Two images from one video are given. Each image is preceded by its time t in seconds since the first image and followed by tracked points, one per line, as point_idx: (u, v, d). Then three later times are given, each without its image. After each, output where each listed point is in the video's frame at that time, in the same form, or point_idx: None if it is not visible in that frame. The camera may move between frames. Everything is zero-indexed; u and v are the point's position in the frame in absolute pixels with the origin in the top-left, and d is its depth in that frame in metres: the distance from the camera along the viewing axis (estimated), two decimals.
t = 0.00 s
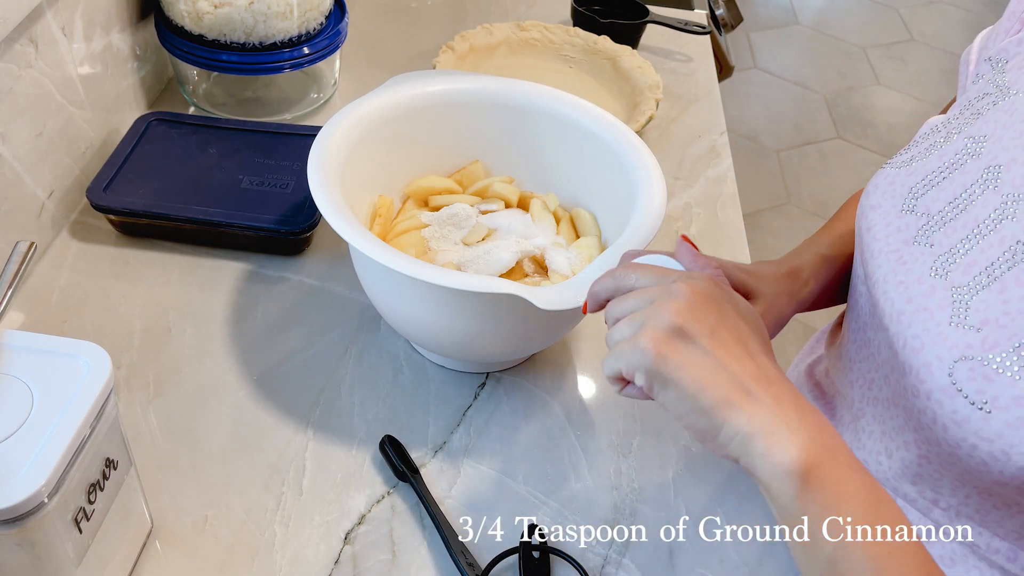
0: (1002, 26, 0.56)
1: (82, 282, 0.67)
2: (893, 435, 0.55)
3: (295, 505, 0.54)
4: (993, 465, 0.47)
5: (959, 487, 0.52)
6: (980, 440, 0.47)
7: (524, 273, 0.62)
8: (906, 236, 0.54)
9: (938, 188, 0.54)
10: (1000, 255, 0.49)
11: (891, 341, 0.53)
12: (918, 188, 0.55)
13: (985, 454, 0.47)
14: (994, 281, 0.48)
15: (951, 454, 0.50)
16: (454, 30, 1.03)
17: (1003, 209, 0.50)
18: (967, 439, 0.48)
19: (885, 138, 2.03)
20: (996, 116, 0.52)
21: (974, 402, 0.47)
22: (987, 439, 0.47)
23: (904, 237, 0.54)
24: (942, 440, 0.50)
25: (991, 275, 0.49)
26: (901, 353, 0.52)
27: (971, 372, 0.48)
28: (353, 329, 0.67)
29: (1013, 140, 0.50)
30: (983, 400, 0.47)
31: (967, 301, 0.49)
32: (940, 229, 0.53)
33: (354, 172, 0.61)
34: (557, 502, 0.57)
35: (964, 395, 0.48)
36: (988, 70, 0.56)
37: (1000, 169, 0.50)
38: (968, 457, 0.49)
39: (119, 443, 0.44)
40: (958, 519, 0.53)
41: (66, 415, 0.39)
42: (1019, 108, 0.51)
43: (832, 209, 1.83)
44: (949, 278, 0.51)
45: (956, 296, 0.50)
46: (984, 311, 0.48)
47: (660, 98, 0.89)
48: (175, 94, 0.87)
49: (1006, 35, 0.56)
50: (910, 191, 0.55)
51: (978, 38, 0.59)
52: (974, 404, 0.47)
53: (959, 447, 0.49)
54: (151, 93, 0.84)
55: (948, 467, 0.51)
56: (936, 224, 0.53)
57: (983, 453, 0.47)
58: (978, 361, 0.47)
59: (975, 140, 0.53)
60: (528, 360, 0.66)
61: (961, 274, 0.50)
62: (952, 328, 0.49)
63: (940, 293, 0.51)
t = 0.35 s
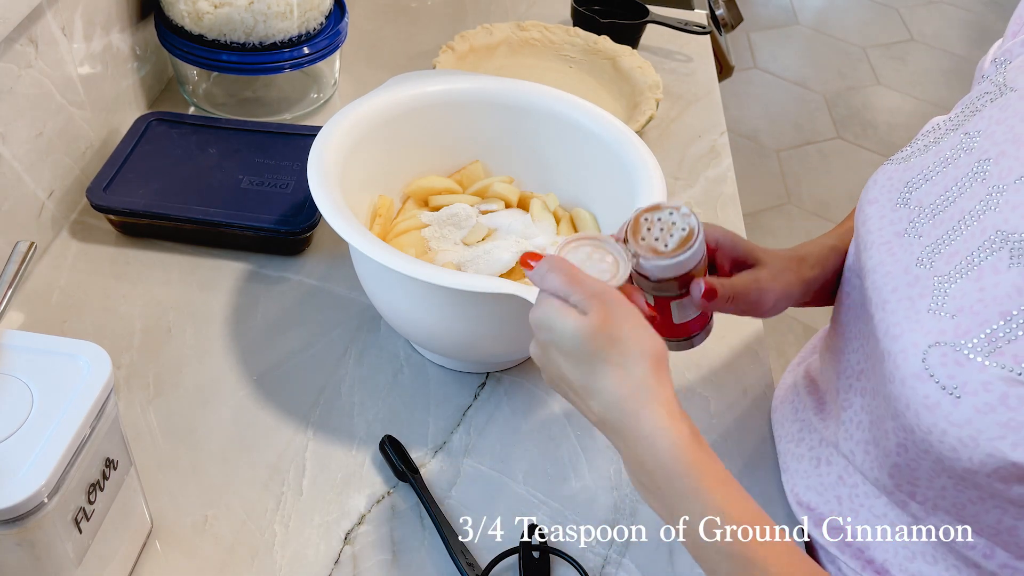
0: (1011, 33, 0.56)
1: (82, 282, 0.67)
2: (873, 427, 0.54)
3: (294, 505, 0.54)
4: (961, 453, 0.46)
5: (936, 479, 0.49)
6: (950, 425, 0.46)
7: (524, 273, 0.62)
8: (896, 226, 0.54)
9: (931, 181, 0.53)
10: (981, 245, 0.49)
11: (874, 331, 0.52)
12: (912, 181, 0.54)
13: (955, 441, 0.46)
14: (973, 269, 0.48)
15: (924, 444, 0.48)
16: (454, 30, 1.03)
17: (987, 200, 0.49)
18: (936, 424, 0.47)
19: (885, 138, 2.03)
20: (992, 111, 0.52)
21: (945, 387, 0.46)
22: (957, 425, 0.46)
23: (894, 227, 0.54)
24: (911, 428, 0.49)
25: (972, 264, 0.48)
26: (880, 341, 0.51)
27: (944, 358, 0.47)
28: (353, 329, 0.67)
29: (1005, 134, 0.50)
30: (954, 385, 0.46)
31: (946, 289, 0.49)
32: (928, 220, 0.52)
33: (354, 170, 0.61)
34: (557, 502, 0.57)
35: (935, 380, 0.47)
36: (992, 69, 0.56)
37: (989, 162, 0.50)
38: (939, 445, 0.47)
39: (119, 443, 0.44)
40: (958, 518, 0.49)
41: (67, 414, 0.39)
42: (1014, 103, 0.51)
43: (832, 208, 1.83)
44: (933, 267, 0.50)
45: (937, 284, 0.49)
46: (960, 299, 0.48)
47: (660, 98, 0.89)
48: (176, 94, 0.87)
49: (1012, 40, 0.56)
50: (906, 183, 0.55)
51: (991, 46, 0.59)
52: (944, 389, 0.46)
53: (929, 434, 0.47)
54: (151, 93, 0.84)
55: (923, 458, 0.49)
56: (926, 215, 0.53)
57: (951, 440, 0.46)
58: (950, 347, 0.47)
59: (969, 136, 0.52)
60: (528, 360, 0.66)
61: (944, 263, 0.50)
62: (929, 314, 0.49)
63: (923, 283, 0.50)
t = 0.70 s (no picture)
0: (997, 21, 0.59)
1: (82, 282, 0.67)
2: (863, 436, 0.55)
3: (294, 505, 0.54)
4: (941, 467, 0.49)
5: (921, 487, 0.51)
6: (928, 440, 0.49)
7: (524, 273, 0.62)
8: (880, 235, 0.57)
9: (914, 188, 0.56)
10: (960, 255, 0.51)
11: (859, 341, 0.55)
12: (897, 188, 0.58)
13: (934, 455, 0.49)
14: (951, 281, 0.51)
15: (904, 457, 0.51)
16: (454, 30, 1.03)
17: (966, 211, 0.52)
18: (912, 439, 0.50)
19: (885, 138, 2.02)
20: (975, 118, 0.55)
21: (923, 403, 0.50)
22: (935, 440, 0.49)
23: (879, 236, 0.57)
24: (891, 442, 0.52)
25: (951, 274, 0.51)
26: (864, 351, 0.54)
27: (922, 372, 0.50)
28: (353, 329, 0.67)
29: (986, 143, 0.53)
30: (931, 400, 0.49)
31: (926, 301, 0.52)
32: (911, 231, 0.55)
33: (354, 172, 0.62)
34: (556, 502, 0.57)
35: (913, 395, 0.50)
36: (980, 69, 0.59)
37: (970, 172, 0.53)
38: (919, 459, 0.50)
39: (119, 443, 0.44)
40: (958, 519, 0.51)
41: (67, 414, 0.39)
42: (996, 108, 0.54)
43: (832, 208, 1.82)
44: (915, 279, 0.53)
45: (918, 295, 0.52)
46: (939, 311, 0.51)
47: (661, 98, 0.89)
48: (175, 94, 0.87)
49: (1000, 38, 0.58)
50: (891, 190, 0.58)
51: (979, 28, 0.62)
52: (922, 404, 0.50)
53: (908, 447, 0.50)
54: (151, 93, 0.84)
55: (907, 468, 0.51)
56: (909, 224, 0.56)
57: (930, 454, 0.49)
58: (928, 361, 0.50)
59: (954, 144, 0.56)
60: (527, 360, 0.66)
61: (925, 275, 0.53)
62: (910, 326, 0.52)
63: (905, 294, 0.53)
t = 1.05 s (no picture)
0: (946, 12, 0.58)
1: (83, 282, 0.67)
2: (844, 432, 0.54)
3: (295, 506, 0.54)
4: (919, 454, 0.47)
5: (899, 474, 0.51)
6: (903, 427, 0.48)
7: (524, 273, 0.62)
8: (844, 228, 0.55)
9: (874, 181, 0.55)
10: (924, 245, 0.49)
11: (829, 333, 0.54)
12: (858, 181, 0.56)
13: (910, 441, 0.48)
14: (917, 270, 0.49)
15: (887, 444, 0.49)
16: (454, 30, 1.03)
17: (928, 199, 0.51)
18: (894, 425, 0.49)
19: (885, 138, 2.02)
20: (929, 111, 0.53)
21: (895, 390, 0.48)
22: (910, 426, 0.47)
23: (843, 229, 0.55)
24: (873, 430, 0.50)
25: (915, 263, 0.49)
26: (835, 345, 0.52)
27: (893, 360, 0.48)
28: (353, 329, 0.67)
29: (941, 133, 0.52)
30: (904, 387, 0.48)
31: (894, 290, 0.50)
32: (874, 221, 0.54)
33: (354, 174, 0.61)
34: (556, 502, 0.57)
35: (886, 383, 0.48)
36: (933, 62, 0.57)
37: (928, 162, 0.52)
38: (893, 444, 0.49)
39: (119, 443, 0.44)
40: (958, 517, 0.49)
41: (67, 414, 0.39)
42: (949, 101, 0.52)
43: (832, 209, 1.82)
44: (880, 269, 0.51)
45: (885, 286, 0.50)
46: (906, 300, 0.49)
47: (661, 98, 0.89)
48: (176, 93, 0.87)
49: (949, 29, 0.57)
50: (852, 184, 0.56)
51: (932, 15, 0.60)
52: (895, 391, 0.48)
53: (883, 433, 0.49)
54: (151, 93, 0.84)
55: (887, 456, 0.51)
56: (872, 216, 0.54)
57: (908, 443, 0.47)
58: (899, 349, 0.48)
59: (910, 136, 0.54)
60: (527, 361, 0.66)
61: (891, 264, 0.51)
62: (878, 317, 0.50)
63: (871, 285, 0.51)
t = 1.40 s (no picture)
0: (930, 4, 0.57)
1: (83, 282, 0.67)
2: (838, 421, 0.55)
3: (295, 506, 0.54)
4: (906, 434, 0.47)
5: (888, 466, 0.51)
6: (890, 409, 0.48)
7: (524, 273, 0.62)
8: (835, 223, 0.56)
9: (862, 177, 0.55)
10: (903, 235, 0.48)
11: (822, 322, 0.54)
12: (847, 177, 0.56)
13: (898, 422, 0.48)
14: (897, 259, 0.48)
15: (873, 431, 0.50)
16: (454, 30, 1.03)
17: (910, 191, 0.49)
18: (878, 409, 0.49)
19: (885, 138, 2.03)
20: (910, 106, 0.53)
21: (878, 374, 0.48)
22: (896, 407, 0.47)
23: (834, 225, 0.56)
24: (861, 416, 0.51)
25: (897, 252, 0.48)
26: (825, 335, 0.53)
27: (874, 346, 0.48)
28: (353, 329, 0.67)
29: (923, 124, 0.51)
30: (885, 369, 0.47)
31: (874, 279, 0.50)
32: (861, 214, 0.53)
33: (354, 177, 0.62)
34: (556, 501, 0.57)
35: (869, 367, 0.48)
36: (921, 58, 0.56)
37: (910, 157, 0.51)
38: (883, 427, 0.49)
39: (119, 443, 0.44)
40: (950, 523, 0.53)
41: (67, 414, 0.39)
42: (930, 95, 0.51)
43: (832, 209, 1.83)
44: (863, 260, 0.51)
45: (867, 276, 0.50)
46: (885, 288, 0.48)
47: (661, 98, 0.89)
48: (176, 94, 0.87)
49: (937, 22, 0.55)
50: (842, 181, 0.57)
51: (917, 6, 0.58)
52: (878, 374, 0.48)
53: (874, 417, 0.49)
54: (151, 94, 0.84)
55: (876, 449, 0.51)
56: (860, 210, 0.54)
57: (895, 422, 0.48)
58: (881, 335, 0.48)
59: (897, 131, 0.53)
60: (527, 361, 0.66)
61: (874, 254, 0.51)
62: (861, 304, 0.50)
63: (856, 277, 0.51)
